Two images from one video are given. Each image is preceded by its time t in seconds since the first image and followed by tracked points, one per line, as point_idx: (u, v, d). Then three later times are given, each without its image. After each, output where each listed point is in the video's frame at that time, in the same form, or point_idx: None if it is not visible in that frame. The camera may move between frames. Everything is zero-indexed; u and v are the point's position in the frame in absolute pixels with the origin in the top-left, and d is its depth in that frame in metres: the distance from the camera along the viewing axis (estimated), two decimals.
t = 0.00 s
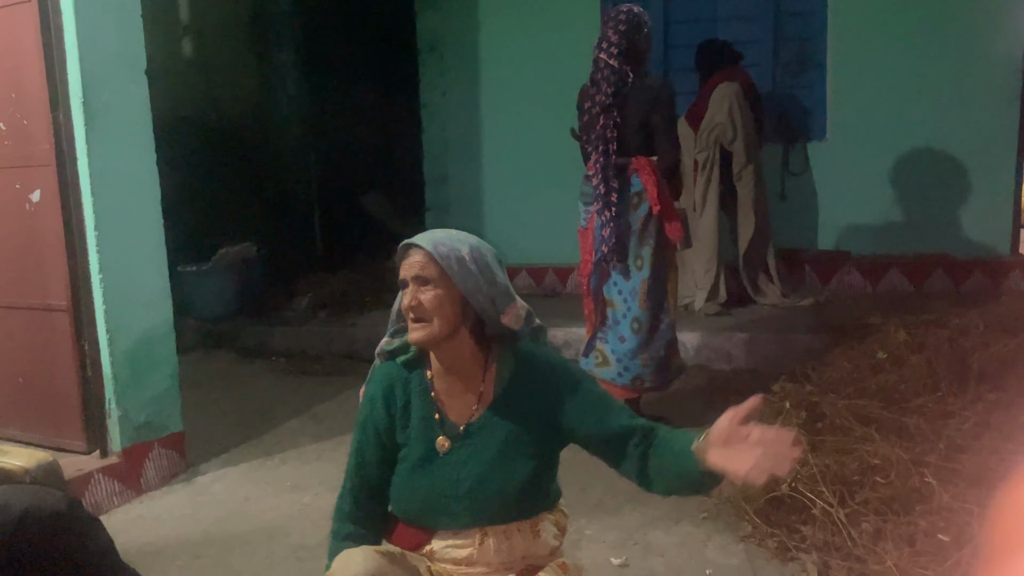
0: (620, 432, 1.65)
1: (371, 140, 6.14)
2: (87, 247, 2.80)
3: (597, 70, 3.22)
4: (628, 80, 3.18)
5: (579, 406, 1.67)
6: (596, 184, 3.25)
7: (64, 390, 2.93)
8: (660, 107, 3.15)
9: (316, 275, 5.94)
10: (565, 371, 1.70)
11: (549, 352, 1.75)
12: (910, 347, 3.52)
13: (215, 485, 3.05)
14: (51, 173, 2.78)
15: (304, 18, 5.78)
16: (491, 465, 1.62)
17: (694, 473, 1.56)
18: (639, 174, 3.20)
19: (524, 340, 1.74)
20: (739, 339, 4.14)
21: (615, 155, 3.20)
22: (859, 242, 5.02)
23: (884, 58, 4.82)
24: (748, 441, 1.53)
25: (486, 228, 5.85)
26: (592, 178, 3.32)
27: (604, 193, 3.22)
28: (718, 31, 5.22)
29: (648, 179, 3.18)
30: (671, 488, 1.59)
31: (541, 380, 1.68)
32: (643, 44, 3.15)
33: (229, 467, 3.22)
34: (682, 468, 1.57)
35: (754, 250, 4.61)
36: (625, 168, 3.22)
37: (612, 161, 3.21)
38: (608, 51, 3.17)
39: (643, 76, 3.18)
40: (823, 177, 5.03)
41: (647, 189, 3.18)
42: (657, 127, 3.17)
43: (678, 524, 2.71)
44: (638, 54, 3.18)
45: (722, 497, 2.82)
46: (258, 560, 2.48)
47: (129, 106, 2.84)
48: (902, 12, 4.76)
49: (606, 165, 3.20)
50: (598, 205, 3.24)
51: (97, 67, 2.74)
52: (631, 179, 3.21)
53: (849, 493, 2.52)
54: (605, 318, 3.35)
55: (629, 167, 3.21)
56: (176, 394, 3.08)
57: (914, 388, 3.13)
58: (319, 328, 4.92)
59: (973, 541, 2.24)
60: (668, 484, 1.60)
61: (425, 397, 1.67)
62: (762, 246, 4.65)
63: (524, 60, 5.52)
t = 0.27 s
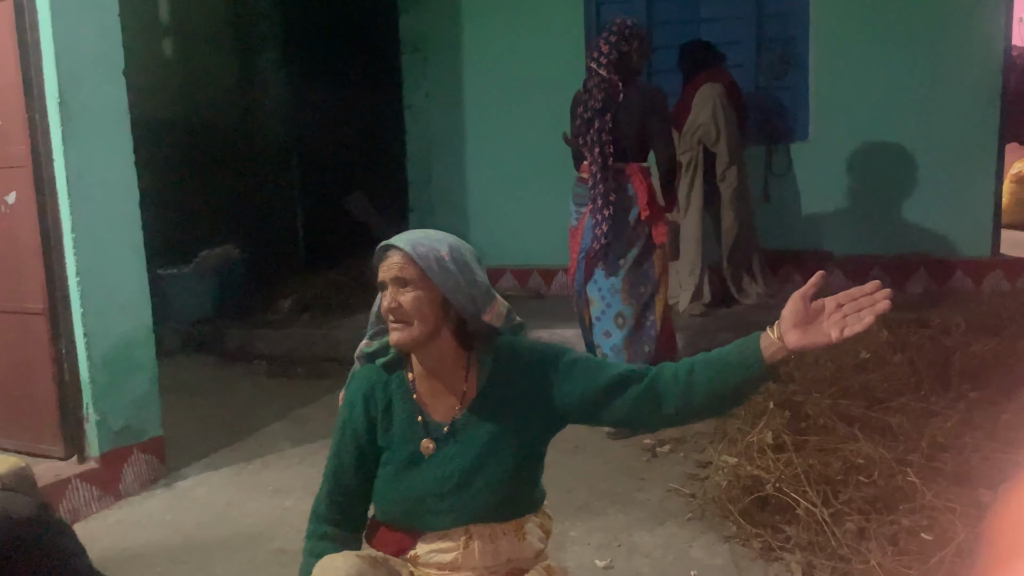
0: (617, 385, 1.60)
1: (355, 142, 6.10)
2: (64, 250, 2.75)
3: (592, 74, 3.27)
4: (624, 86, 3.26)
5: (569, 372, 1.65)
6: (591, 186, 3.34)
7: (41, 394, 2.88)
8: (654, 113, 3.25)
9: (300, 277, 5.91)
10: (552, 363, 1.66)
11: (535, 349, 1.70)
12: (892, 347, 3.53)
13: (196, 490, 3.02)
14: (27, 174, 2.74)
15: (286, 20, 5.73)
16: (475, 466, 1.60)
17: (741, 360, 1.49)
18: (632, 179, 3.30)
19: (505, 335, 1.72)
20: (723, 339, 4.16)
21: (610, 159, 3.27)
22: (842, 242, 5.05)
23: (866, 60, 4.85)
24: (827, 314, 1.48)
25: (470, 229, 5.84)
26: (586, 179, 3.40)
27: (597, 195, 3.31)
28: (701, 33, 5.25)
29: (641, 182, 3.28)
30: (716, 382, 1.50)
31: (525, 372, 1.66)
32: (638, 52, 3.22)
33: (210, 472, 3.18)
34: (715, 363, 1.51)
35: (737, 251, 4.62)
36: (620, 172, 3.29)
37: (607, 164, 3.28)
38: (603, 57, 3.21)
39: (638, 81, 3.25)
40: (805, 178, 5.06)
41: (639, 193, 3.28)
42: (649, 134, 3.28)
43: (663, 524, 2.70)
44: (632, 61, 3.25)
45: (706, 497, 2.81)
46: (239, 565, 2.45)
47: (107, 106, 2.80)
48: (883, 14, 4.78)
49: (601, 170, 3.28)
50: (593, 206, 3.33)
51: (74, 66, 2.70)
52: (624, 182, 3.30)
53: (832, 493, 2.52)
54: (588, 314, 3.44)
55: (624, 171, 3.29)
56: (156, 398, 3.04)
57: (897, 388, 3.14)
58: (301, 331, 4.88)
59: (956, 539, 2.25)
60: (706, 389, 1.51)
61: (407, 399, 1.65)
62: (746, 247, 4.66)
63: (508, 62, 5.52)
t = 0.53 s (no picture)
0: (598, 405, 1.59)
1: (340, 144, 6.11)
2: (42, 254, 2.72)
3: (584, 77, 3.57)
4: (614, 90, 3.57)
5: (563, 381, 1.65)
6: (579, 180, 3.58)
7: (19, 401, 2.84)
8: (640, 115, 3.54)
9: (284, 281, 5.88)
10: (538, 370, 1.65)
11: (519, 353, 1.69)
12: (876, 348, 3.55)
13: (177, 496, 2.99)
14: (3, 177, 2.69)
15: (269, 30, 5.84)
16: (459, 469, 1.58)
17: (719, 389, 1.45)
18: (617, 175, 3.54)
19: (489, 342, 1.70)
20: (707, 341, 4.18)
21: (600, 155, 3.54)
22: (826, 245, 5.07)
23: (848, 63, 4.88)
24: (802, 347, 1.42)
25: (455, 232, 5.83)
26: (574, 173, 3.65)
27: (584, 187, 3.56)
28: (685, 36, 5.23)
29: (626, 179, 3.53)
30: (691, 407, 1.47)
31: (508, 376, 1.64)
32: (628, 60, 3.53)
33: (191, 478, 3.15)
34: (694, 389, 1.48)
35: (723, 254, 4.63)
36: (608, 166, 3.55)
37: (595, 160, 3.54)
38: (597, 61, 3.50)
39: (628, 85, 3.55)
40: (789, 180, 5.08)
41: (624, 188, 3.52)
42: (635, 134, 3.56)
43: (648, 528, 2.70)
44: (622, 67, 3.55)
45: (690, 500, 2.81)
46: (220, 572, 2.43)
47: (86, 108, 2.77)
48: (865, 18, 4.82)
49: (590, 164, 3.54)
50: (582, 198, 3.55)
51: (52, 68, 2.66)
52: (611, 178, 3.54)
53: (816, 495, 2.53)
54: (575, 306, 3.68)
55: (609, 167, 3.54)
56: (136, 403, 3.01)
57: (880, 389, 3.16)
58: (285, 335, 4.85)
59: (938, 541, 2.26)
60: (685, 415, 1.49)
61: (391, 403, 1.63)
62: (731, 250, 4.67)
63: (492, 65, 5.52)
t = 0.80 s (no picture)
0: (556, 463, 1.65)
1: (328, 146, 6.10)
2: (25, 257, 2.69)
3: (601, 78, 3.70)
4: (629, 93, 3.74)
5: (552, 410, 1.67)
6: (589, 177, 3.75)
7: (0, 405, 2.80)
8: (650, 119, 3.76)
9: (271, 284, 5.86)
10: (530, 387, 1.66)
11: (510, 359, 1.70)
12: (862, 349, 3.57)
13: (162, 500, 2.97)
14: None
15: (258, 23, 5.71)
16: (449, 471, 1.58)
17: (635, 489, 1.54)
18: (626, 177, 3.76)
19: (482, 342, 1.70)
20: (695, 342, 4.21)
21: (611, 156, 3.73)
22: (813, 246, 5.10)
23: (835, 65, 4.91)
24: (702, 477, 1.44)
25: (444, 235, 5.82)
26: (582, 171, 3.81)
27: (593, 185, 3.73)
28: (673, 38, 5.24)
29: (635, 182, 3.75)
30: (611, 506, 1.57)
31: (499, 385, 1.64)
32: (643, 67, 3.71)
33: (177, 482, 3.13)
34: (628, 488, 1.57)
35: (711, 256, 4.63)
36: (617, 167, 3.75)
37: (605, 161, 3.73)
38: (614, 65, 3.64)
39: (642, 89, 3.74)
40: (776, 182, 5.11)
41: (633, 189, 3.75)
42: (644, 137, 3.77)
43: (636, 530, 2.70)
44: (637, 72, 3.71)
45: (679, 502, 2.82)
46: None
47: (69, 110, 2.75)
48: (850, 21, 4.85)
49: (601, 164, 3.72)
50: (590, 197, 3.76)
51: (34, 69, 2.63)
52: (620, 179, 3.75)
53: (802, 496, 2.54)
54: (572, 301, 3.88)
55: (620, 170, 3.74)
56: (121, 406, 2.99)
57: (866, 390, 3.17)
58: (273, 338, 4.83)
59: (925, 540, 2.27)
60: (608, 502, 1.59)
61: (382, 403, 1.62)
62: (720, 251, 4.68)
63: (481, 67, 5.52)
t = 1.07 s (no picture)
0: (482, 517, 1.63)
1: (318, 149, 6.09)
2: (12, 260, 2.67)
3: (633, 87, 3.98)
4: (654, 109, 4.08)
5: (494, 454, 1.59)
6: (614, 171, 3.90)
7: None
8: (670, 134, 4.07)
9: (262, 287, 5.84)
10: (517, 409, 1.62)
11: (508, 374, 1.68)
12: (852, 351, 3.58)
13: (151, 504, 2.95)
14: None
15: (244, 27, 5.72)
16: (440, 479, 1.55)
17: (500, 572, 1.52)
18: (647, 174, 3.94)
19: (485, 355, 1.69)
20: (686, 345, 4.23)
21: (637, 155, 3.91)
22: (803, 248, 5.11)
23: (824, 68, 4.93)
24: None
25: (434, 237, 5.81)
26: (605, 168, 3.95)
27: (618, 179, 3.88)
28: (663, 41, 5.25)
29: (655, 180, 3.95)
30: None
31: (490, 400, 1.61)
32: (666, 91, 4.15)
33: (165, 486, 3.11)
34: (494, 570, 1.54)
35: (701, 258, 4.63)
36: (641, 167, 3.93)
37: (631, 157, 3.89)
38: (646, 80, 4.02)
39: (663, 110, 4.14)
40: (766, 184, 5.12)
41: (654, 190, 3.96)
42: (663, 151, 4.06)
43: (627, 532, 2.69)
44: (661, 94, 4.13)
45: (670, 503, 2.82)
46: None
47: (56, 111, 2.73)
48: (839, 24, 4.87)
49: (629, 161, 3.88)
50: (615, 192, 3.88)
51: (20, 70, 2.61)
52: (643, 175, 3.93)
53: (794, 496, 2.55)
54: (588, 294, 4.01)
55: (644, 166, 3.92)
56: (109, 410, 2.97)
57: (857, 392, 3.18)
58: (262, 341, 4.81)
59: (915, 541, 2.28)
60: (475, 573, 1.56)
61: (378, 404, 1.61)
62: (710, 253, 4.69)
63: (471, 70, 5.52)
